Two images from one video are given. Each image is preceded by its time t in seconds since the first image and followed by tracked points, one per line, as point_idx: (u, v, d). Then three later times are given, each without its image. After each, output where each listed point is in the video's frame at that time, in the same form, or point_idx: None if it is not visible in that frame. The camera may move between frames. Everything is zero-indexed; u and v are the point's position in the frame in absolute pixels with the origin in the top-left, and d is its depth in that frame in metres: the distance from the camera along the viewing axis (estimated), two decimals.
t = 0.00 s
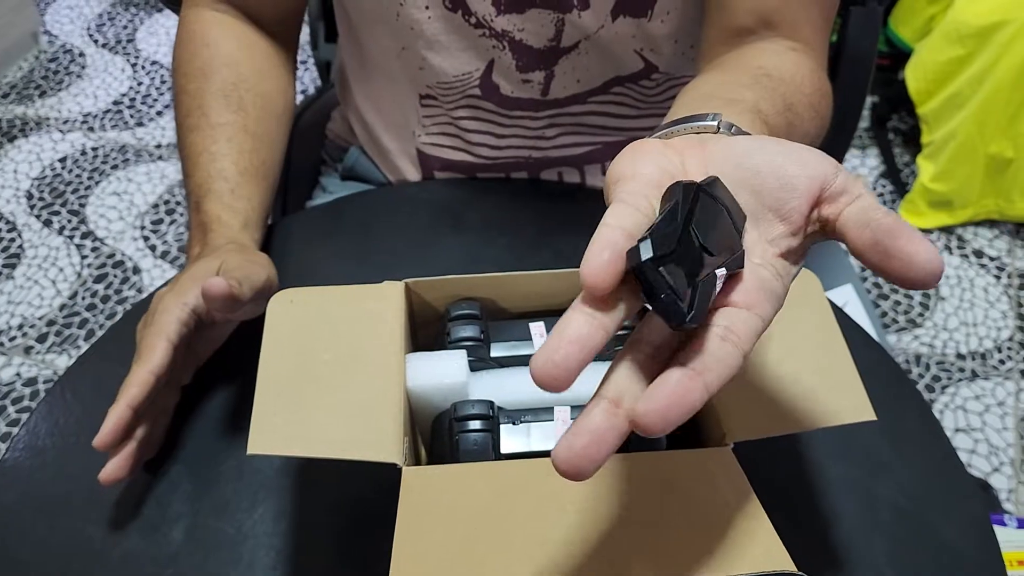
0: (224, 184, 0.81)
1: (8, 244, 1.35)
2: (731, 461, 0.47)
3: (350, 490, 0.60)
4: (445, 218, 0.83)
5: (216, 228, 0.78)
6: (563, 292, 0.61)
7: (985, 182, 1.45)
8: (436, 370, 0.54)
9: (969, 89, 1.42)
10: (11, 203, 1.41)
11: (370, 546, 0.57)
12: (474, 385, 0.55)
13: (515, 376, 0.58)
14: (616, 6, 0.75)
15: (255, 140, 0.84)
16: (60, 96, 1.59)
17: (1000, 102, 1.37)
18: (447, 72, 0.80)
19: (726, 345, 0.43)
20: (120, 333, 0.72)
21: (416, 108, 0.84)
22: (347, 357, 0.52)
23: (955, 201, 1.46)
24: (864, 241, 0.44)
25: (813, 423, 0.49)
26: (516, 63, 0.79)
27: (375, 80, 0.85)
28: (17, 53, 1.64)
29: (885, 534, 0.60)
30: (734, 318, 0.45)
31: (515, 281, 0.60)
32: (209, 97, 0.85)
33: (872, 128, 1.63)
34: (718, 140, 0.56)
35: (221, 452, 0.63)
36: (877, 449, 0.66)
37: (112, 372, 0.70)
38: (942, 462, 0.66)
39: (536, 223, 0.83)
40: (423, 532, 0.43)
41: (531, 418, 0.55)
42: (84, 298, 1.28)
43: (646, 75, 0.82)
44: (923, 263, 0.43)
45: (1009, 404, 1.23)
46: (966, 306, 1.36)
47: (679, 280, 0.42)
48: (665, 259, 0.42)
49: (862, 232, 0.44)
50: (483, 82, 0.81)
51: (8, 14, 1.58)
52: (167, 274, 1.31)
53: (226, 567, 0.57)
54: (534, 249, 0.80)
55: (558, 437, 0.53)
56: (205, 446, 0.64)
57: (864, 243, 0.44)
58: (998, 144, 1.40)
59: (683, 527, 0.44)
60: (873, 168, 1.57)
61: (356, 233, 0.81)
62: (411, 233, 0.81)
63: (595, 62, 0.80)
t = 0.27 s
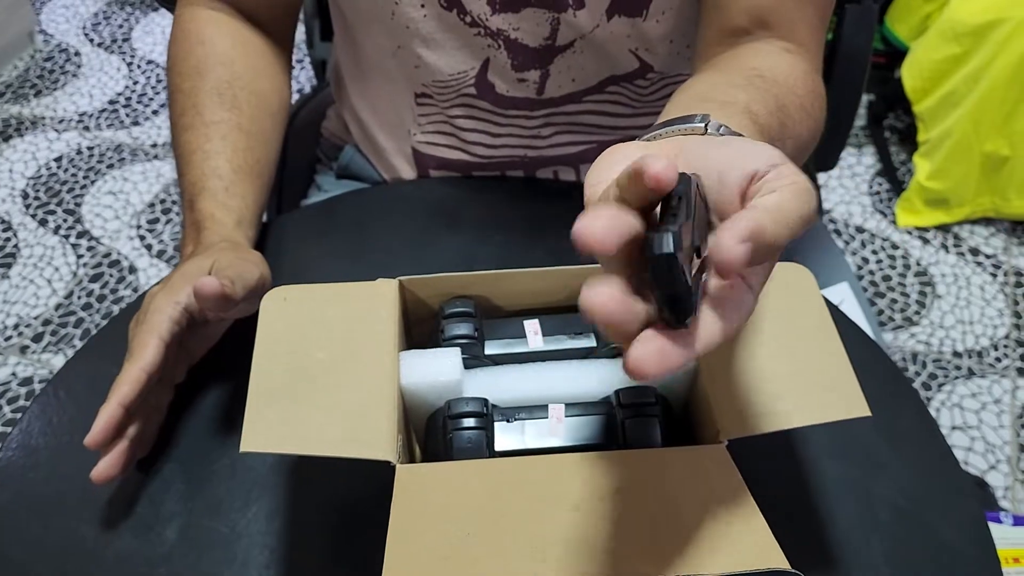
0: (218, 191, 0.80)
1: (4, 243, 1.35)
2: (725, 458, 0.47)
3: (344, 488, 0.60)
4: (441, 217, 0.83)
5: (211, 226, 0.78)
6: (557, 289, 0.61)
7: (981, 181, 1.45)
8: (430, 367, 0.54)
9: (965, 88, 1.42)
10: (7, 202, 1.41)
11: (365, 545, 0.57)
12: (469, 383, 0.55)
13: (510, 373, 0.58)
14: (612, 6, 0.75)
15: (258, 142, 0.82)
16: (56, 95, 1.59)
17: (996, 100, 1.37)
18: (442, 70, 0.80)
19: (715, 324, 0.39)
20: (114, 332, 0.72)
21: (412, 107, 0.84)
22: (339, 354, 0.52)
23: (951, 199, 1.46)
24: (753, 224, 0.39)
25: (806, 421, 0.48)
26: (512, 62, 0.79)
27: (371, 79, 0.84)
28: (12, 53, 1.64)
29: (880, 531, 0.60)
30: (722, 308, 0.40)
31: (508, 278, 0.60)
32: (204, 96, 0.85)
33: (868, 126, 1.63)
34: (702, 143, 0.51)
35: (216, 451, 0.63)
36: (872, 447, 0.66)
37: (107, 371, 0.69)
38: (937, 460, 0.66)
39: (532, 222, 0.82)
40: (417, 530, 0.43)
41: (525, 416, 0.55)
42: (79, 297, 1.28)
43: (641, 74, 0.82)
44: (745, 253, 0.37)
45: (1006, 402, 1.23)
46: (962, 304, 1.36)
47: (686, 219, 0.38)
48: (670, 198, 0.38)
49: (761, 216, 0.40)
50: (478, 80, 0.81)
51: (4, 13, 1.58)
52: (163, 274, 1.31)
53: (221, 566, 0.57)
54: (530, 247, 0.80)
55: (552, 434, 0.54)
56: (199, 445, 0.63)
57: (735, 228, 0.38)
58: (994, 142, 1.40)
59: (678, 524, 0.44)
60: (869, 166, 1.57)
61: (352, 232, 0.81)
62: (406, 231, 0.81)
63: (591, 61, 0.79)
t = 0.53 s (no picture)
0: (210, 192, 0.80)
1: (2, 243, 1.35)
2: (725, 457, 0.47)
3: (344, 486, 0.60)
4: (440, 216, 0.83)
5: (210, 225, 0.78)
6: (556, 288, 0.61)
7: (979, 180, 1.45)
8: (430, 366, 0.54)
9: (963, 87, 1.42)
10: (5, 202, 1.41)
11: (365, 543, 0.57)
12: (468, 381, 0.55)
13: (510, 372, 0.58)
14: (611, 6, 0.75)
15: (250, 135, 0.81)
16: (54, 95, 1.59)
17: (994, 100, 1.37)
18: (441, 71, 0.80)
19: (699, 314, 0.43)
20: (113, 331, 0.72)
21: (411, 107, 0.84)
22: (338, 352, 0.52)
23: (949, 199, 1.46)
24: (731, 227, 0.42)
25: (807, 417, 0.48)
26: (511, 63, 0.79)
27: (370, 79, 0.84)
28: (10, 52, 1.64)
29: (878, 529, 0.60)
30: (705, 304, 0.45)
31: (509, 277, 0.60)
32: (204, 95, 0.85)
33: (866, 126, 1.64)
34: (701, 146, 0.55)
35: (216, 450, 0.63)
36: (871, 445, 0.66)
37: (106, 369, 0.69)
38: (936, 458, 0.66)
39: (531, 221, 0.83)
40: (417, 528, 0.43)
41: (525, 415, 0.55)
42: (78, 297, 1.28)
43: (640, 75, 0.82)
44: (720, 258, 0.40)
45: (1003, 401, 1.23)
46: (960, 303, 1.36)
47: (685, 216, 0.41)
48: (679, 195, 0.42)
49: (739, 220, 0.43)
50: (477, 81, 0.81)
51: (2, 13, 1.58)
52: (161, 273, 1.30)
53: (220, 564, 0.57)
54: (530, 246, 0.80)
55: (552, 433, 0.54)
56: (199, 444, 0.63)
57: (714, 231, 0.42)
58: (992, 142, 1.41)
59: (679, 522, 0.44)
60: (867, 166, 1.58)
61: (351, 231, 0.81)
62: (406, 230, 0.81)
63: (590, 62, 0.79)
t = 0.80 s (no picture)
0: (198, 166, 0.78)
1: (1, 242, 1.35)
2: (724, 455, 0.47)
3: (343, 485, 0.60)
4: (439, 216, 0.83)
5: (209, 224, 0.78)
6: (555, 286, 0.61)
7: (977, 181, 1.45)
8: (430, 364, 0.55)
9: (961, 87, 1.42)
10: (4, 201, 1.41)
11: (365, 541, 0.57)
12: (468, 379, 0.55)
13: (510, 370, 0.58)
14: (610, 7, 0.75)
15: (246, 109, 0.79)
16: (53, 94, 1.59)
17: (992, 100, 1.38)
18: (440, 71, 0.80)
19: (697, 311, 0.44)
20: (113, 330, 0.72)
21: (410, 107, 0.84)
22: (338, 350, 0.52)
23: (947, 199, 1.46)
24: (728, 228, 0.42)
25: (808, 415, 0.48)
26: (510, 63, 0.79)
27: (369, 79, 0.84)
28: (9, 51, 1.64)
29: (877, 527, 0.60)
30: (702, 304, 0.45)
31: (509, 276, 0.60)
32: (204, 95, 0.85)
33: (864, 126, 1.64)
34: (699, 154, 0.55)
35: (215, 448, 0.63)
36: (870, 444, 0.66)
37: (106, 368, 0.70)
38: (935, 457, 0.66)
39: (530, 221, 0.83)
40: (416, 526, 0.43)
41: (525, 414, 0.55)
42: (77, 296, 1.28)
43: (639, 76, 0.82)
44: (717, 257, 0.40)
45: (1001, 400, 1.23)
46: (959, 303, 1.36)
47: (677, 215, 0.43)
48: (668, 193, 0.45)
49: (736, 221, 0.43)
50: (476, 81, 0.81)
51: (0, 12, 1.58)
52: (160, 272, 1.30)
53: (220, 563, 0.57)
54: (529, 245, 0.80)
55: (552, 430, 0.54)
56: (198, 443, 0.63)
57: (709, 232, 0.41)
58: (990, 142, 1.41)
59: (678, 520, 0.44)
60: (866, 165, 1.58)
61: (350, 230, 0.81)
62: (405, 229, 0.81)
63: (590, 63, 0.80)
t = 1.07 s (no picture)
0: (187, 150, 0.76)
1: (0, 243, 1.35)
2: (724, 455, 0.47)
3: (343, 485, 0.60)
4: (440, 216, 0.83)
5: (209, 225, 0.78)
6: (555, 287, 0.61)
7: (976, 181, 1.46)
8: (431, 364, 0.55)
9: (960, 88, 1.42)
10: (3, 201, 1.41)
11: (365, 541, 0.58)
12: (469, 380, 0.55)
13: (510, 370, 0.58)
14: (610, 9, 0.75)
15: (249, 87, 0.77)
16: (52, 94, 1.59)
17: (991, 99, 1.38)
18: (441, 72, 0.80)
19: (695, 304, 0.44)
20: (113, 330, 0.72)
21: (410, 108, 0.84)
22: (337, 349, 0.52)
23: (946, 199, 1.46)
24: (729, 226, 0.42)
25: (811, 415, 0.49)
26: (511, 65, 0.79)
27: (370, 80, 0.84)
28: (8, 51, 1.64)
29: (877, 528, 0.60)
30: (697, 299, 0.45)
31: (509, 277, 0.60)
32: (203, 95, 0.85)
33: (864, 126, 1.64)
34: (700, 157, 0.55)
35: (216, 449, 0.63)
36: (869, 445, 0.66)
37: (106, 369, 0.70)
38: (935, 458, 0.66)
39: (531, 221, 0.83)
40: (418, 526, 0.43)
41: (525, 415, 0.55)
42: (76, 296, 1.28)
43: (639, 78, 0.82)
44: (716, 253, 0.40)
45: (1001, 400, 1.24)
46: (958, 303, 1.36)
47: (679, 207, 0.43)
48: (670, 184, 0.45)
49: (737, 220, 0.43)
50: (477, 83, 0.81)
51: None
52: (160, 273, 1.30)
53: (221, 563, 0.57)
54: (529, 246, 0.81)
55: (552, 431, 0.54)
56: (199, 443, 0.63)
57: (710, 228, 0.42)
58: (989, 142, 1.41)
59: (678, 521, 0.44)
60: (865, 166, 1.58)
61: (350, 230, 0.81)
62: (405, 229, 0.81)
63: (590, 65, 0.79)
